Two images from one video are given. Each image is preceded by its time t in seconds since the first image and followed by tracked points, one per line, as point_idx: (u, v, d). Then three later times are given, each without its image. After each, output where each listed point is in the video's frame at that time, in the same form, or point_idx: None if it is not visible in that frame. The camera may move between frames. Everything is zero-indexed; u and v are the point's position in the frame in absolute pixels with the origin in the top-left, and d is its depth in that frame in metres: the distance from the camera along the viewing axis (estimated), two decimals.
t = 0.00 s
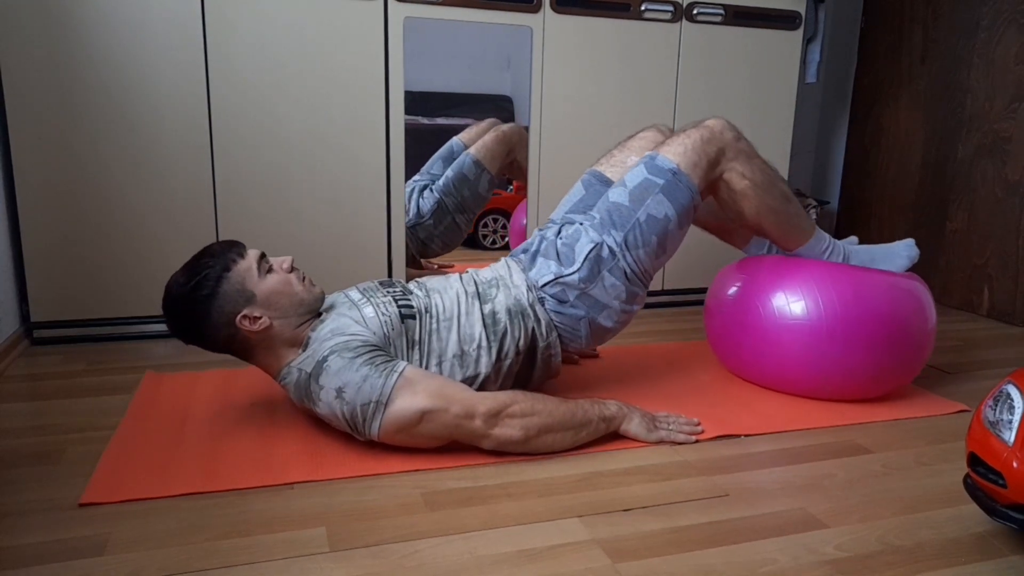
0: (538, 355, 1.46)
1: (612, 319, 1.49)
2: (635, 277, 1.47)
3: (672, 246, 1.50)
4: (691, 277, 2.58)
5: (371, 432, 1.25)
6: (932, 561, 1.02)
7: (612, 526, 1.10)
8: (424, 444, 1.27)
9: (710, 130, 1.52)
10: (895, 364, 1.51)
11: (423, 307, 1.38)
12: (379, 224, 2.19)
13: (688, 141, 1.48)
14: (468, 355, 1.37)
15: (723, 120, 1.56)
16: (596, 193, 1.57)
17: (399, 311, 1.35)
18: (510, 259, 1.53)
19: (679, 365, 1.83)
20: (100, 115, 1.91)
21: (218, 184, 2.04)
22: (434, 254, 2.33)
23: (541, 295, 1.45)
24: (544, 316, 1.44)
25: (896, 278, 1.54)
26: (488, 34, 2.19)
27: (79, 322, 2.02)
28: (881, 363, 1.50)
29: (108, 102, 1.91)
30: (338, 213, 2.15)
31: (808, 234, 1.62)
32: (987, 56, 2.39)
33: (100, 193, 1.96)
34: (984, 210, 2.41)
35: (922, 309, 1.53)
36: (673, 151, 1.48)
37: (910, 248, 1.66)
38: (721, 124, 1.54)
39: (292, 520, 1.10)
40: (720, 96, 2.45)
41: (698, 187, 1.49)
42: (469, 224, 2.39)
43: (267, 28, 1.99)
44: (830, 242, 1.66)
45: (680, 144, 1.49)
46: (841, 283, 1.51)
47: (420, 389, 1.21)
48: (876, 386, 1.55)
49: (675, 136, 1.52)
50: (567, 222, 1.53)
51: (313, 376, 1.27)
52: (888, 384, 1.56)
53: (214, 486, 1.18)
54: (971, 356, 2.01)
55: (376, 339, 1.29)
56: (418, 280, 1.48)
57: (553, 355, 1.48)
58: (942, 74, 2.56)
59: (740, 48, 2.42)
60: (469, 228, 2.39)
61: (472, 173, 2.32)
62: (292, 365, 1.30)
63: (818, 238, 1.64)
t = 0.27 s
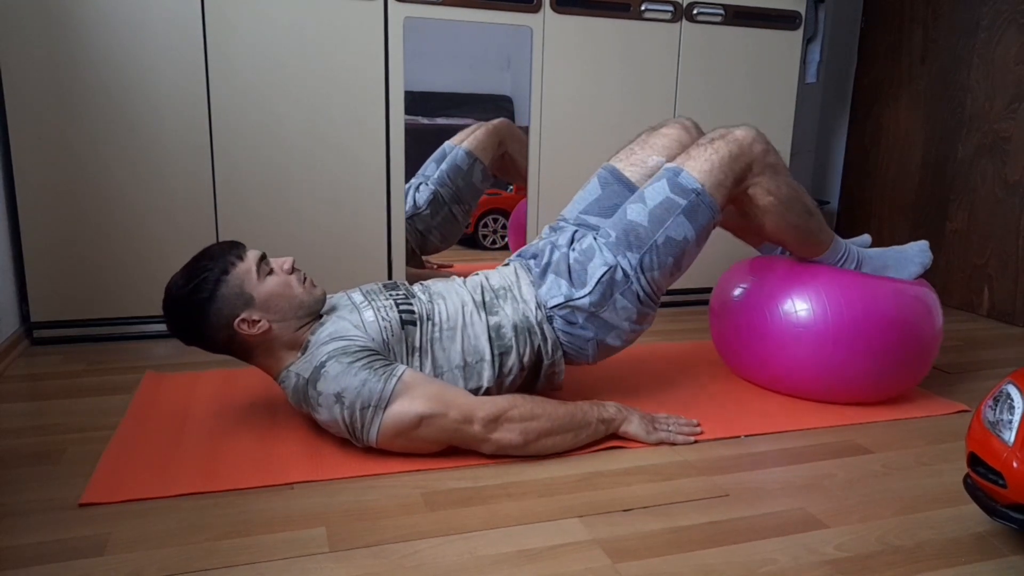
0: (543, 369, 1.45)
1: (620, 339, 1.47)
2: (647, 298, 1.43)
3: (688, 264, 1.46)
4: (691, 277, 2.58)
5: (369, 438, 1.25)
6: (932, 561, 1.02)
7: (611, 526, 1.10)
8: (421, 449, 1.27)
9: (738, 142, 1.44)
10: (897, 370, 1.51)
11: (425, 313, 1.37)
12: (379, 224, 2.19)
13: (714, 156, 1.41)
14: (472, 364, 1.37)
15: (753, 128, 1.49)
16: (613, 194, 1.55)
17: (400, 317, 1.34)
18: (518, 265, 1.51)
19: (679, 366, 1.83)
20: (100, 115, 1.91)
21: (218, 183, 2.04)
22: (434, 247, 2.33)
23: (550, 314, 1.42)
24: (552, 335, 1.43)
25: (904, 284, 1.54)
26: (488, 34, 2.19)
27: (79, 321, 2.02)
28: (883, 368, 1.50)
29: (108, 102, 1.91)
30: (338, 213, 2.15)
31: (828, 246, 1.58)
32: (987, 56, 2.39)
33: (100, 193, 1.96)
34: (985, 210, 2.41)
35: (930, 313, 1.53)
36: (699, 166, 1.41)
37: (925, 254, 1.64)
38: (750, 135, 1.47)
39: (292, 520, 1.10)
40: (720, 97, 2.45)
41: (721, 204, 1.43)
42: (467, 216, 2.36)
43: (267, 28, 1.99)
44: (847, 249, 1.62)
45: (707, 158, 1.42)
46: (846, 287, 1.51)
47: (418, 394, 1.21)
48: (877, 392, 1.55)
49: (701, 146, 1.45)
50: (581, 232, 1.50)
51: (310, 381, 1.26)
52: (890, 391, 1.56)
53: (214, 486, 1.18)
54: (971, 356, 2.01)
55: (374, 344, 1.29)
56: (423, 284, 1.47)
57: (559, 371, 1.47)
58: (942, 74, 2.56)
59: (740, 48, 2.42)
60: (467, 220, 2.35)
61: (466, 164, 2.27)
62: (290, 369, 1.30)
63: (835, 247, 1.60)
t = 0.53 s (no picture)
0: (542, 374, 1.45)
1: (621, 343, 1.47)
2: (648, 303, 1.43)
3: (689, 268, 1.45)
4: (691, 277, 2.58)
5: (370, 439, 1.25)
6: (932, 561, 1.02)
7: (611, 526, 1.10)
8: (417, 450, 1.27)
9: (739, 145, 1.44)
10: (898, 373, 1.51)
11: (426, 315, 1.37)
12: (379, 224, 2.19)
13: (715, 159, 1.41)
14: (472, 365, 1.37)
15: (753, 131, 1.48)
16: (611, 198, 1.56)
17: (401, 318, 1.34)
18: (520, 269, 1.51)
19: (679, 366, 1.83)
20: (100, 115, 1.91)
21: (218, 183, 2.04)
22: (433, 249, 2.33)
23: (550, 318, 1.42)
24: (552, 339, 1.42)
25: (907, 288, 1.54)
26: (488, 34, 2.18)
27: (79, 322, 2.02)
28: (884, 369, 1.50)
29: (108, 102, 1.91)
30: (338, 213, 2.15)
31: (830, 249, 1.58)
32: (987, 56, 2.39)
33: (100, 193, 1.96)
34: (985, 210, 2.41)
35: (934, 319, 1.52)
36: (700, 170, 1.40)
37: (927, 258, 1.61)
38: (751, 137, 1.46)
39: (292, 520, 1.10)
40: (720, 97, 2.45)
41: (722, 208, 1.43)
42: (467, 218, 2.36)
43: (267, 28, 1.99)
44: (848, 251, 1.61)
45: (708, 162, 1.41)
46: (848, 289, 1.51)
47: (419, 395, 1.21)
48: (878, 394, 1.55)
49: (701, 149, 1.45)
50: (581, 236, 1.51)
51: (311, 381, 1.26)
52: (890, 394, 1.56)
53: (214, 486, 1.18)
54: (971, 356, 2.01)
55: (376, 345, 1.29)
56: (425, 285, 1.47)
57: (557, 377, 1.47)
58: (942, 74, 2.56)
59: (740, 48, 2.42)
60: (467, 222, 2.36)
61: (466, 167, 2.28)
62: (290, 369, 1.30)
63: (837, 249, 1.59)
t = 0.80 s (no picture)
0: (539, 376, 1.45)
1: (617, 345, 1.46)
2: (645, 305, 1.42)
3: (687, 271, 1.44)
4: (691, 277, 2.58)
5: (370, 437, 1.24)
6: (932, 561, 1.02)
7: (611, 526, 1.10)
8: (417, 449, 1.27)
9: (737, 147, 1.43)
10: (899, 371, 1.51)
11: (425, 315, 1.37)
12: (379, 225, 2.19)
13: (713, 161, 1.40)
14: (470, 365, 1.37)
15: (752, 133, 1.47)
16: (610, 198, 1.56)
17: (399, 319, 1.34)
18: (518, 271, 1.51)
19: (679, 366, 1.83)
20: (100, 115, 1.91)
21: (218, 183, 2.04)
22: (434, 249, 2.33)
23: (547, 319, 1.42)
24: (548, 340, 1.42)
25: (907, 288, 1.54)
26: (488, 34, 2.18)
27: (79, 322, 2.02)
28: (885, 367, 1.50)
29: (108, 102, 1.91)
30: (338, 214, 2.15)
31: (830, 250, 1.57)
32: (987, 56, 2.39)
33: (100, 193, 1.96)
34: (985, 210, 2.41)
35: (934, 319, 1.53)
36: (697, 173, 1.40)
37: (927, 257, 1.62)
38: (750, 139, 1.45)
39: (292, 520, 1.10)
40: (720, 97, 2.45)
41: (720, 210, 1.42)
42: (467, 219, 2.36)
43: (267, 28, 1.99)
44: (847, 252, 1.61)
45: (706, 164, 1.40)
46: (848, 288, 1.51)
47: (418, 393, 1.21)
48: (879, 393, 1.54)
49: (700, 151, 1.44)
50: (580, 237, 1.51)
51: (309, 381, 1.27)
52: (892, 392, 1.55)
53: (214, 486, 1.18)
54: (971, 356, 2.01)
55: (374, 345, 1.29)
56: (424, 286, 1.47)
57: (554, 379, 1.46)
58: (942, 74, 2.56)
59: (741, 48, 2.43)
60: (468, 222, 2.36)
61: (466, 167, 2.28)
62: (289, 368, 1.30)
63: (836, 250, 1.59)
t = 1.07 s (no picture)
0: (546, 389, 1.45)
1: (624, 356, 1.46)
2: (651, 315, 1.42)
3: (692, 277, 1.44)
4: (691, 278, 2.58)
5: (369, 439, 1.24)
6: (932, 561, 1.02)
7: (611, 526, 1.10)
8: (417, 451, 1.27)
9: (736, 153, 1.42)
10: (900, 373, 1.51)
11: (429, 318, 1.37)
12: (379, 224, 2.19)
13: (712, 169, 1.39)
14: (472, 369, 1.37)
15: (750, 137, 1.45)
16: (612, 208, 1.56)
17: (403, 321, 1.34)
18: (527, 280, 1.51)
19: (679, 367, 1.83)
20: (100, 115, 1.91)
21: (218, 184, 2.04)
22: (436, 257, 2.33)
23: (555, 331, 1.42)
24: (556, 351, 1.43)
25: (913, 288, 1.54)
26: (488, 34, 2.18)
27: (80, 322, 2.02)
28: (886, 369, 1.50)
29: (108, 102, 1.91)
30: (338, 214, 2.15)
31: (836, 248, 1.56)
32: (987, 56, 2.39)
33: (100, 193, 1.96)
34: (985, 210, 2.41)
35: (939, 319, 1.52)
36: (695, 180, 1.39)
37: (941, 252, 1.61)
38: (748, 143, 1.44)
39: (292, 520, 1.10)
40: (720, 97, 2.45)
41: (720, 216, 1.41)
42: (470, 224, 2.38)
43: (268, 28, 1.99)
44: (859, 251, 1.60)
45: (703, 172, 1.39)
46: (850, 288, 1.51)
47: (418, 394, 1.21)
48: (880, 395, 1.54)
49: (698, 158, 1.43)
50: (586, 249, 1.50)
51: (310, 380, 1.27)
52: (892, 395, 1.55)
53: (214, 486, 1.18)
54: (972, 356, 2.01)
55: (376, 346, 1.29)
56: (429, 289, 1.47)
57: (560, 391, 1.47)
58: (942, 74, 2.56)
59: (740, 48, 2.42)
60: (473, 229, 2.39)
61: (469, 174, 2.30)
62: (291, 367, 1.30)
63: (848, 249, 1.58)
